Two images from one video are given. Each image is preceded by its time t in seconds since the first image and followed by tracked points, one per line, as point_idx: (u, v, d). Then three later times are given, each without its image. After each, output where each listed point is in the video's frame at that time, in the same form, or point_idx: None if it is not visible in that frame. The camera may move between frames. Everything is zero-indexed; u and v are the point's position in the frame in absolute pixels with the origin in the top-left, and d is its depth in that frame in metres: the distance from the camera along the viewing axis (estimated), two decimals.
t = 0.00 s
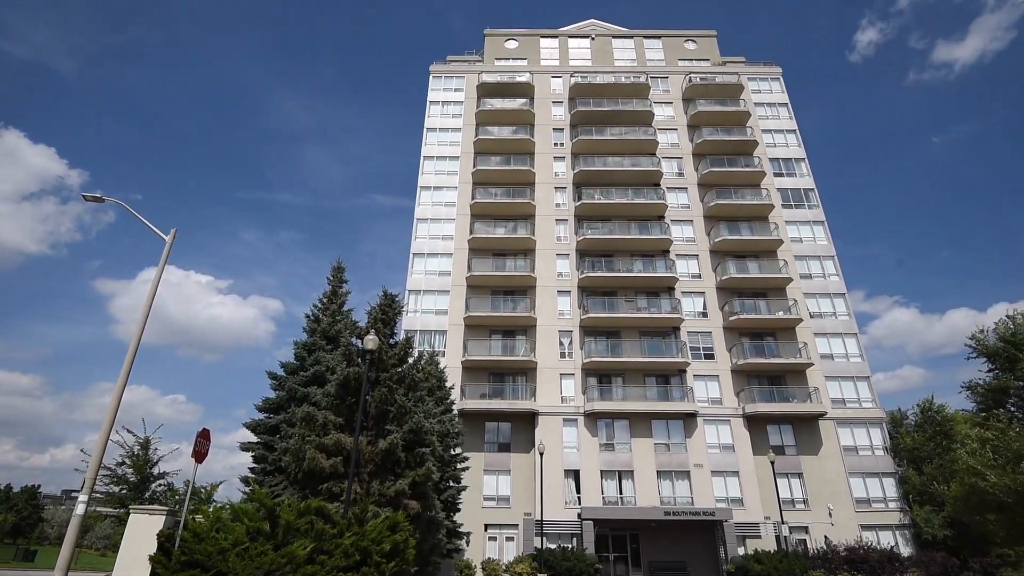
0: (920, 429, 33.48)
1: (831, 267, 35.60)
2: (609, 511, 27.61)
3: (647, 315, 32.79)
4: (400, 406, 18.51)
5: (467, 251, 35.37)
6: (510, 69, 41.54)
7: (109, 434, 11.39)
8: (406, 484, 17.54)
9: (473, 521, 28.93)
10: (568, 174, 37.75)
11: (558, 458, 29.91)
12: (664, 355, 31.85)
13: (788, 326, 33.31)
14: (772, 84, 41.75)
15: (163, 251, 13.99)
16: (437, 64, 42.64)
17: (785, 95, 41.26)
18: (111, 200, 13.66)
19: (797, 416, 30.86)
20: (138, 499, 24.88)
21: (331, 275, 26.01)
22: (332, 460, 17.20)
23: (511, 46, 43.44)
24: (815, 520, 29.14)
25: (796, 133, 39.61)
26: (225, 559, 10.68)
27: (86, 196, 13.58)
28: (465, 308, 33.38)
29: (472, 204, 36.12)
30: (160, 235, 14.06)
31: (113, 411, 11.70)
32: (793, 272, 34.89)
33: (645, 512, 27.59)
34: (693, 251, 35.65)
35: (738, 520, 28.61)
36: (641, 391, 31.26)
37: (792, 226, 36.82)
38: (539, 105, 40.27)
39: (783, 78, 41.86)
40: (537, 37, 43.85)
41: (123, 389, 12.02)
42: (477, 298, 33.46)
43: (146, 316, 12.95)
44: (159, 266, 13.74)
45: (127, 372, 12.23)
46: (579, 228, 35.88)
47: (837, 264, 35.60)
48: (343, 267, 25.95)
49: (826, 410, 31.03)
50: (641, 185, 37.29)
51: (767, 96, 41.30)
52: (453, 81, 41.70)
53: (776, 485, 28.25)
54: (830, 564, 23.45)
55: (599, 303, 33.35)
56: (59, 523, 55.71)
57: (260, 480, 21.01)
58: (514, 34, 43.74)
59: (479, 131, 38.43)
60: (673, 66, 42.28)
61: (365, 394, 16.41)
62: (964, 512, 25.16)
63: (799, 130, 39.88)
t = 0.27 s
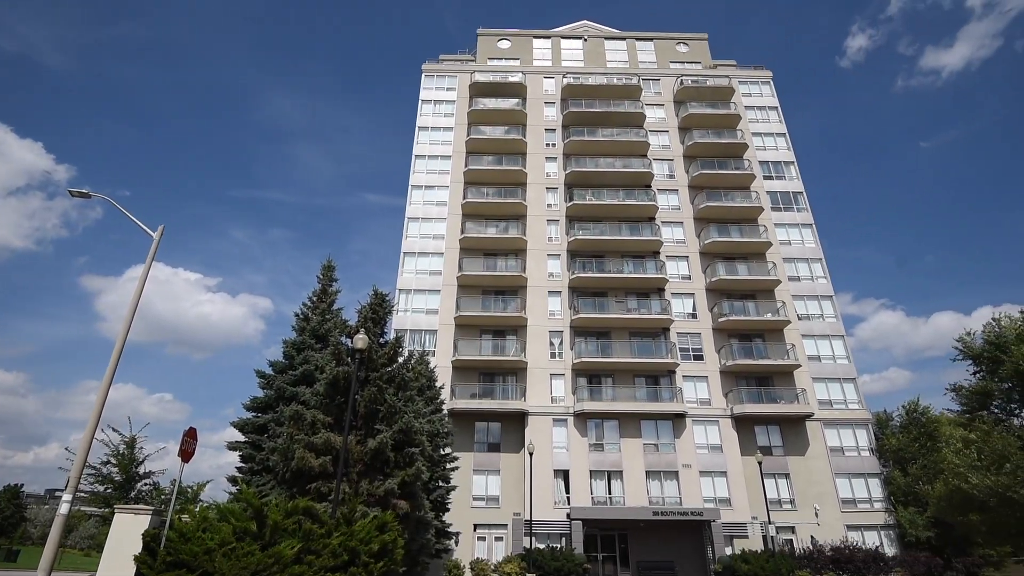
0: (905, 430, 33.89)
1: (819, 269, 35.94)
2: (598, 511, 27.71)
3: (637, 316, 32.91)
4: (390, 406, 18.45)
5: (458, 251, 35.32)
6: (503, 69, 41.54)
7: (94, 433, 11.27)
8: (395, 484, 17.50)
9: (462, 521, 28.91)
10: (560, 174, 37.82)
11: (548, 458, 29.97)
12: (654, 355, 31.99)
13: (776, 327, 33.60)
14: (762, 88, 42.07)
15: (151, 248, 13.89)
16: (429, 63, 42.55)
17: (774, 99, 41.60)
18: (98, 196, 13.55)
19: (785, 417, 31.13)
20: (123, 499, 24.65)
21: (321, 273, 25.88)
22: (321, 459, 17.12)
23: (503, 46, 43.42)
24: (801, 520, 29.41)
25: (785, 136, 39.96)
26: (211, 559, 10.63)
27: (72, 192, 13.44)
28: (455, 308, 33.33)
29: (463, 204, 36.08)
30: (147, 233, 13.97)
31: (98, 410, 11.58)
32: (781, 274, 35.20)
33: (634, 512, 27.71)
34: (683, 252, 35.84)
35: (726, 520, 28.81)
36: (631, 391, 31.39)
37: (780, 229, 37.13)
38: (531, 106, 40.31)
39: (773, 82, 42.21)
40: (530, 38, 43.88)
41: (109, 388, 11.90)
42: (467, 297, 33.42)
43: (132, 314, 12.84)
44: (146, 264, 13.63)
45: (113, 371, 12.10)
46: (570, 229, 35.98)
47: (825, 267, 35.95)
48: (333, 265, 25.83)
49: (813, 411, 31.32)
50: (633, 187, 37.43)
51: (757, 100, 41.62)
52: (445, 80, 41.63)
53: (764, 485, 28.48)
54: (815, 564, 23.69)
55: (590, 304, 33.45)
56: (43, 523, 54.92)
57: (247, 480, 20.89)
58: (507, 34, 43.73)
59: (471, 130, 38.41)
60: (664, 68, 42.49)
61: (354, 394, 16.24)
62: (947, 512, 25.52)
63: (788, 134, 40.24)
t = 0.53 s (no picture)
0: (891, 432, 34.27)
1: (808, 272, 36.26)
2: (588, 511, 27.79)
3: (628, 317, 33.02)
4: (380, 405, 18.39)
5: (450, 250, 35.28)
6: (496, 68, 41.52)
7: (80, 431, 11.17)
8: (385, 484, 17.45)
9: (451, 521, 28.88)
10: (552, 175, 37.88)
11: (538, 458, 30.00)
12: (644, 356, 32.12)
13: (765, 329, 33.83)
14: (753, 91, 42.38)
15: (139, 245, 13.79)
16: (422, 62, 42.45)
17: (765, 102, 41.92)
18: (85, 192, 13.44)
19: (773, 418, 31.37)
20: (109, 498, 24.40)
21: (311, 272, 25.76)
22: (310, 459, 17.02)
23: (496, 46, 43.40)
24: (788, 520, 29.66)
25: (776, 139, 40.28)
26: (198, 559, 10.57)
27: (59, 187, 13.31)
28: (446, 308, 33.28)
29: (455, 203, 36.04)
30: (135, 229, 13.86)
31: (84, 408, 11.47)
32: (771, 276, 35.48)
33: (623, 512, 27.82)
34: (673, 254, 36.02)
35: (714, 521, 28.99)
36: (621, 392, 31.50)
37: (770, 231, 37.42)
38: (524, 106, 40.33)
39: (764, 86, 42.52)
40: (523, 38, 43.89)
41: (95, 385, 11.79)
42: (459, 297, 33.38)
43: (120, 311, 12.74)
44: (134, 261, 13.53)
45: (99, 369, 11.98)
46: (561, 229, 36.05)
47: (813, 270, 36.27)
48: (323, 264, 25.73)
49: (801, 412, 31.60)
50: (624, 188, 37.56)
51: (748, 103, 41.90)
52: (438, 79, 41.55)
53: (752, 486, 28.70)
54: (802, 564, 23.90)
55: (581, 305, 33.54)
56: (26, 521, 54.09)
57: (235, 479, 20.77)
58: (500, 34, 43.71)
59: (463, 130, 38.37)
60: (657, 70, 42.68)
61: (343, 393, 16.16)
62: (932, 513, 25.83)
63: (778, 137, 40.56)
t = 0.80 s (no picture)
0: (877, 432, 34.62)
1: (796, 274, 36.56)
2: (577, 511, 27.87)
3: (618, 318, 33.14)
4: (370, 404, 18.35)
5: (441, 249, 35.24)
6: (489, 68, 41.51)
7: (65, 429, 11.05)
8: (374, 484, 17.42)
9: (441, 521, 28.85)
10: (544, 175, 37.94)
11: (528, 458, 30.03)
12: (634, 357, 32.26)
13: (754, 330, 34.08)
14: (744, 94, 42.67)
15: (126, 242, 13.68)
16: (415, 61, 42.35)
17: (756, 106, 42.22)
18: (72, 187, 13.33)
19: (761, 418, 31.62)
20: (94, 497, 24.13)
21: (301, 270, 25.62)
22: (298, 458, 16.94)
23: (489, 46, 43.38)
24: (776, 520, 29.91)
25: (766, 143, 40.58)
26: (184, 559, 10.50)
27: (45, 182, 13.17)
28: (437, 307, 33.23)
29: (447, 202, 36.00)
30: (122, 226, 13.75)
31: (69, 406, 11.35)
32: (760, 278, 35.76)
33: (612, 512, 27.95)
34: (664, 255, 36.19)
35: (703, 521, 29.16)
36: (611, 392, 31.61)
37: (760, 233, 37.68)
38: (517, 106, 40.35)
39: (755, 89, 42.84)
40: (516, 38, 43.91)
41: (80, 383, 11.67)
42: (450, 296, 33.34)
43: (106, 308, 12.63)
44: (121, 258, 13.43)
45: (84, 367, 11.86)
46: (553, 229, 36.12)
47: (802, 272, 36.58)
48: (314, 262, 25.63)
49: (789, 413, 31.87)
50: (616, 189, 37.70)
51: (739, 106, 42.18)
52: (431, 78, 41.47)
53: (740, 486, 28.91)
54: (789, 564, 24.09)
55: (572, 305, 33.65)
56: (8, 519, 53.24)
57: (222, 479, 20.64)
58: (493, 33, 43.69)
59: (456, 129, 38.34)
60: (649, 72, 42.86)
61: (333, 393, 15.71)
62: (917, 514, 26.11)
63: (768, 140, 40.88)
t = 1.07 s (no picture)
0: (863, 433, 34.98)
1: (785, 276, 36.87)
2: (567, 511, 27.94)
3: (609, 318, 33.25)
4: (360, 404, 18.30)
5: (432, 249, 35.17)
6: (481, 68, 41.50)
7: (49, 427, 10.92)
8: (363, 484, 17.34)
9: (430, 521, 28.79)
10: (536, 176, 37.98)
11: (517, 458, 30.05)
12: (624, 357, 32.38)
13: (743, 332, 34.30)
14: (735, 97, 42.97)
15: (114, 239, 13.56)
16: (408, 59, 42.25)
17: (747, 109, 42.53)
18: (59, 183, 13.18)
19: (749, 419, 31.84)
20: (78, 497, 23.84)
21: (291, 269, 25.48)
22: (286, 458, 16.84)
23: (483, 46, 43.36)
24: (763, 520, 30.15)
25: (756, 146, 40.89)
26: (170, 559, 10.42)
27: (31, 178, 13.03)
28: (428, 306, 33.18)
29: (438, 202, 35.93)
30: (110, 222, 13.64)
31: (54, 404, 11.22)
32: (749, 280, 36.02)
33: (602, 512, 28.06)
34: (655, 256, 36.36)
35: (691, 521, 29.33)
36: (601, 393, 31.72)
37: (750, 236, 37.95)
38: (509, 106, 40.37)
39: (746, 92, 43.15)
40: (509, 38, 43.92)
41: (65, 381, 11.54)
42: (441, 296, 33.29)
43: (93, 305, 12.51)
44: (108, 255, 13.30)
45: (70, 364, 11.73)
46: (545, 230, 36.18)
47: (790, 274, 36.89)
48: (304, 261, 25.50)
49: (776, 414, 32.14)
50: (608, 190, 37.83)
51: (730, 109, 42.47)
52: (423, 77, 41.38)
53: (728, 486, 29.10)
54: (776, 564, 24.28)
55: (563, 306, 33.74)
56: None
57: (209, 478, 20.48)
58: (486, 33, 43.67)
59: (448, 128, 38.29)
60: (641, 74, 43.05)
61: (322, 393, 15.31)
62: (903, 514, 26.37)
63: (759, 144, 41.19)
